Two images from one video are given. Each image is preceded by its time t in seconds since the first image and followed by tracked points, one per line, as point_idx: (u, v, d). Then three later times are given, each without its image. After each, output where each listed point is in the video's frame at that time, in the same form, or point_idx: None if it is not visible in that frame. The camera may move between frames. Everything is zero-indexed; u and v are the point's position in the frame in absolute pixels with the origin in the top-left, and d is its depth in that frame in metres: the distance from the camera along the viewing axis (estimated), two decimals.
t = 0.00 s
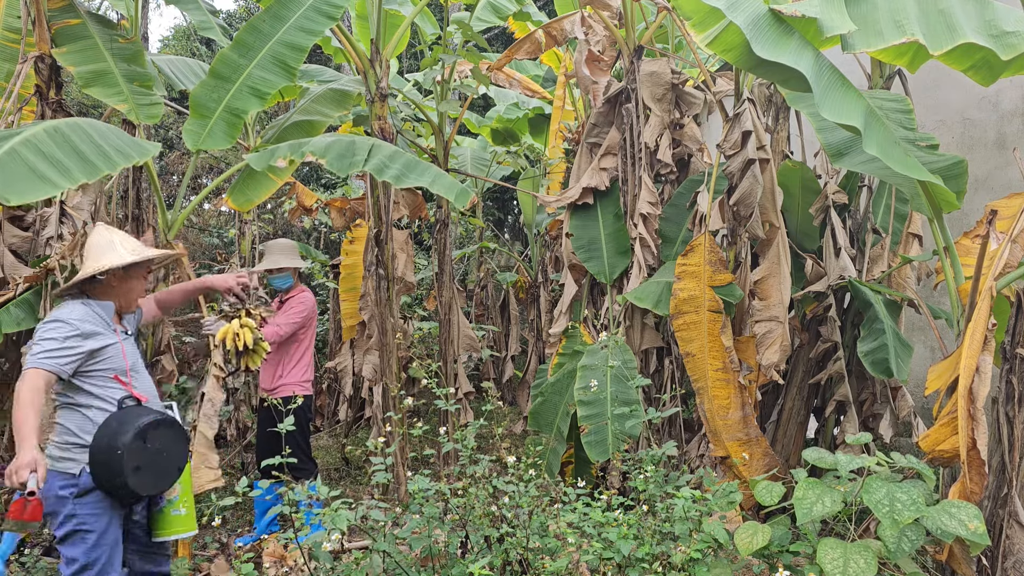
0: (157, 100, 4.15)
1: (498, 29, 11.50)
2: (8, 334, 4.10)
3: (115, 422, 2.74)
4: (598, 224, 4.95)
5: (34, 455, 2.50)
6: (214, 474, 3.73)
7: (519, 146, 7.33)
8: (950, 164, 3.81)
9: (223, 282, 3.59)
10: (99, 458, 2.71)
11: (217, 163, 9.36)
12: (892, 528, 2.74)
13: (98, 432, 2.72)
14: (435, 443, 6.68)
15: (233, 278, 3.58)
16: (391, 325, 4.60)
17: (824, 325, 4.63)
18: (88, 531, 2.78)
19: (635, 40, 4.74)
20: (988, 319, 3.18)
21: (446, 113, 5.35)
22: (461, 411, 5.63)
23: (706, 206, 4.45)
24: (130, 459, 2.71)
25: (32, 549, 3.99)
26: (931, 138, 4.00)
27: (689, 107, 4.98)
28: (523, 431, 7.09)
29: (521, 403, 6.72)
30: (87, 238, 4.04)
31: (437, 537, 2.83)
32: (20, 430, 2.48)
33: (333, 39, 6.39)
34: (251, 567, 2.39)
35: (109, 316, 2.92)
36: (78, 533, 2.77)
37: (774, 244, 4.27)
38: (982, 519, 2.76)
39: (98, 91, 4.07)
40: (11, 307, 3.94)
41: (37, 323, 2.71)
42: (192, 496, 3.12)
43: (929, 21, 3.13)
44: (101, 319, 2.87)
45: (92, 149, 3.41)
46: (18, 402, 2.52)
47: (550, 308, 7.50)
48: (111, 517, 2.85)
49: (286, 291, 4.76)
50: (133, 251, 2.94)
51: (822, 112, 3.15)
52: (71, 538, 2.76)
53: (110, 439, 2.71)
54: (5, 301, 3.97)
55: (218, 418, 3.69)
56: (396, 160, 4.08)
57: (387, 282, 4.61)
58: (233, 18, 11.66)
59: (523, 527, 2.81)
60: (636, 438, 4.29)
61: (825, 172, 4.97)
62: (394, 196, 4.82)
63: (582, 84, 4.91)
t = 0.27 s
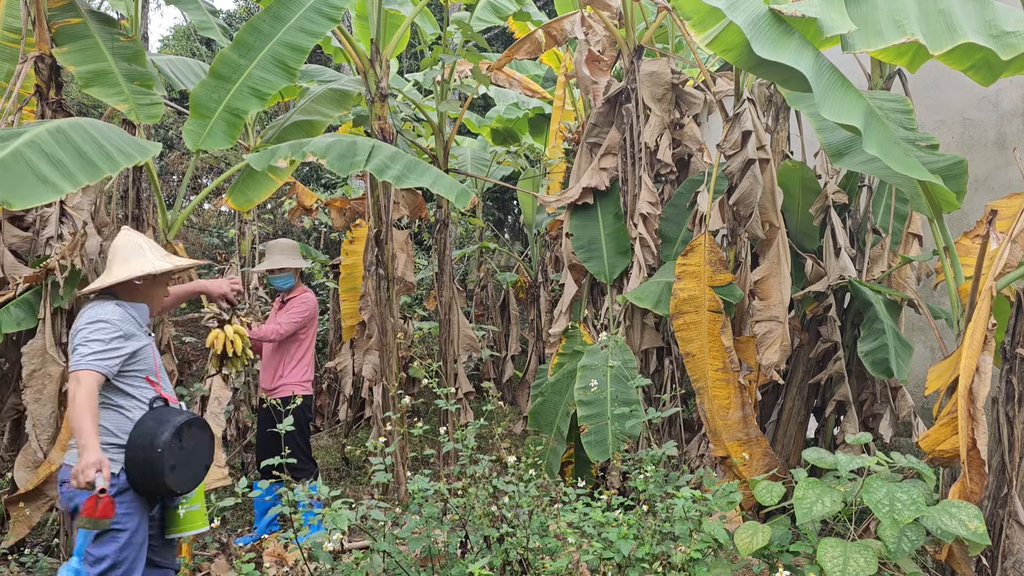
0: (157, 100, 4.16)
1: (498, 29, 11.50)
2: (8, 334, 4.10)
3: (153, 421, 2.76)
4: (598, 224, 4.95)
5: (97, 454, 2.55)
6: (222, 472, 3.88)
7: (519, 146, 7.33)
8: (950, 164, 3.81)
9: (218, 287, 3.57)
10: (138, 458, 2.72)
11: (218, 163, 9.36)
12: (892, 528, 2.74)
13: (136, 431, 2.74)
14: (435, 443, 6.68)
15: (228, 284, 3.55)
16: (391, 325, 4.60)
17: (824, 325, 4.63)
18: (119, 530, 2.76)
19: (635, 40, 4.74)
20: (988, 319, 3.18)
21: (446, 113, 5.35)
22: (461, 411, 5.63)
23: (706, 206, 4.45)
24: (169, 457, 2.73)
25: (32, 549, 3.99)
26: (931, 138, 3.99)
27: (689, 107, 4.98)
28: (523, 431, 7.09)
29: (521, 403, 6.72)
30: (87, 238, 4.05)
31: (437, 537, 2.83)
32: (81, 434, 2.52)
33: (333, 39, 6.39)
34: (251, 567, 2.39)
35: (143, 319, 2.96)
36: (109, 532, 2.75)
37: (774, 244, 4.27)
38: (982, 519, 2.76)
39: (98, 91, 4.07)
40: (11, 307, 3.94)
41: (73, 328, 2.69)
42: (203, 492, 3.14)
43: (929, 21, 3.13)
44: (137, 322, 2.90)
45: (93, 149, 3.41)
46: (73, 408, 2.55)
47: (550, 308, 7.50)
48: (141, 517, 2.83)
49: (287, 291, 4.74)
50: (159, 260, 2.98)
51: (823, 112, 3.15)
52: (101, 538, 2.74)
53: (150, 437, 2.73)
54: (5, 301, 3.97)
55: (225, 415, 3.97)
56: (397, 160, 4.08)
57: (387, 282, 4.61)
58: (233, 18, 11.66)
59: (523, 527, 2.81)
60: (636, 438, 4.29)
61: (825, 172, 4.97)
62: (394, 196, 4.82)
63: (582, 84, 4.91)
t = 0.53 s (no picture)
0: (158, 100, 4.15)
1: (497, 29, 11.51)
2: (8, 334, 4.10)
3: (199, 416, 2.76)
4: (598, 224, 4.95)
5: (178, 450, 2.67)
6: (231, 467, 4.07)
7: (519, 146, 7.33)
8: (950, 164, 3.81)
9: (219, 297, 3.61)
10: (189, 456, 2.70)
11: (217, 163, 9.36)
12: (892, 528, 2.74)
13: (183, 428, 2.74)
14: (435, 443, 6.68)
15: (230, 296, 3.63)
16: (391, 325, 4.60)
17: (824, 325, 4.63)
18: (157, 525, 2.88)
19: (635, 40, 4.74)
20: (988, 319, 3.18)
21: (446, 113, 5.35)
22: (461, 411, 5.63)
23: (706, 206, 4.45)
24: (219, 449, 2.72)
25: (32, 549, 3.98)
26: (931, 138, 3.99)
27: (689, 107, 4.98)
28: (523, 431, 7.09)
29: (521, 403, 6.72)
30: (87, 238, 4.07)
31: (437, 537, 2.83)
32: (161, 430, 2.63)
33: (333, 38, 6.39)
34: (252, 568, 2.40)
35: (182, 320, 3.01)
36: (150, 527, 2.87)
37: (774, 244, 4.27)
38: (982, 519, 2.77)
39: (99, 91, 4.06)
40: (11, 307, 3.94)
41: (126, 329, 2.74)
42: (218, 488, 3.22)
43: (929, 21, 3.13)
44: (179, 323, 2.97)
45: (99, 149, 3.40)
46: (148, 408, 2.65)
47: (550, 308, 7.50)
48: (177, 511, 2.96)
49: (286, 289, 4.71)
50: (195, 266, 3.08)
51: (823, 112, 3.16)
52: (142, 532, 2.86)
53: (199, 433, 2.71)
54: (5, 301, 3.97)
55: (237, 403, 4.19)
56: (402, 162, 4.09)
57: (387, 282, 4.61)
58: (233, 18, 11.66)
59: (523, 527, 2.81)
60: (636, 438, 4.29)
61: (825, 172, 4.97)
62: (394, 196, 4.83)
63: (582, 84, 4.91)
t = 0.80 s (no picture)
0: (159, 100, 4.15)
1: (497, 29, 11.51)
2: (9, 334, 4.09)
3: (242, 408, 3.00)
4: (598, 224, 4.95)
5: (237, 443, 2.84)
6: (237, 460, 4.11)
7: (520, 146, 7.33)
8: (950, 164, 3.81)
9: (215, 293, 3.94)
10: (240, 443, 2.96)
11: (217, 163, 9.36)
12: (892, 528, 2.74)
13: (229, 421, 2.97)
14: (435, 442, 6.68)
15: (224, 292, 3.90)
16: (391, 325, 4.60)
17: (824, 325, 4.63)
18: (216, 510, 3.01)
19: (635, 40, 4.74)
20: (988, 319, 3.18)
21: (446, 113, 5.35)
22: (461, 411, 5.63)
23: (706, 206, 4.45)
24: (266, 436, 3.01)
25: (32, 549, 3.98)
26: (931, 138, 3.99)
27: (690, 107, 4.98)
28: (523, 431, 7.09)
29: (521, 403, 6.73)
30: (87, 238, 4.10)
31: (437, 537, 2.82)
32: (223, 428, 2.79)
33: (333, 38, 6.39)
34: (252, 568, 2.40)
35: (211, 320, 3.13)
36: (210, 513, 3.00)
37: (774, 244, 4.27)
38: (982, 519, 2.77)
39: (100, 92, 4.06)
40: (11, 307, 3.94)
41: (166, 332, 2.85)
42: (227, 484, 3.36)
43: (929, 21, 3.13)
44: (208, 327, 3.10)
45: (105, 154, 3.39)
46: (203, 403, 2.79)
47: (550, 308, 7.50)
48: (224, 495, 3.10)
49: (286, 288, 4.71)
50: (229, 267, 3.18)
51: (823, 112, 3.16)
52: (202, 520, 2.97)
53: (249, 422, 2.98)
54: (5, 301, 3.97)
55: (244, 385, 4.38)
56: (406, 170, 4.03)
57: (387, 282, 4.61)
58: (233, 18, 11.65)
59: (523, 527, 2.81)
60: (636, 438, 4.30)
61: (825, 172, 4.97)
62: (394, 196, 4.83)
63: (582, 84, 4.91)
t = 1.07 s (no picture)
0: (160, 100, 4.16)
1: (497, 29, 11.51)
2: (9, 335, 4.09)
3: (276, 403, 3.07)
4: (598, 224, 4.95)
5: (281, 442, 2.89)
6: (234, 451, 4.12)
7: (520, 146, 7.33)
8: (950, 165, 3.81)
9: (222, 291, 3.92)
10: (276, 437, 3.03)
11: (217, 163, 9.35)
12: (892, 528, 2.74)
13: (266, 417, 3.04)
14: (435, 442, 6.68)
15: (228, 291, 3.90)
16: (391, 325, 4.60)
17: (824, 325, 4.63)
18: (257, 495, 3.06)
19: (635, 40, 4.74)
20: (988, 319, 3.18)
21: (446, 113, 5.35)
22: (461, 411, 5.63)
23: (706, 206, 4.45)
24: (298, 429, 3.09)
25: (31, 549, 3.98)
26: (931, 138, 3.99)
27: (690, 107, 4.98)
28: (523, 431, 7.09)
29: (521, 403, 6.73)
30: (86, 238, 4.08)
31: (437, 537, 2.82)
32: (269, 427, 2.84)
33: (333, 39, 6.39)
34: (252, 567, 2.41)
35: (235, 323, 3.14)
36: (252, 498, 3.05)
37: (774, 244, 4.27)
38: (982, 519, 2.77)
39: (101, 90, 4.05)
40: (11, 307, 3.94)
41: (203, 336, 2.88)
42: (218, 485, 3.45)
43: (929, 21, 3.13)
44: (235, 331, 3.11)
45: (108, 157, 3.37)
46: (247, 404, 2.83)
47: (550, 308, 7.50)
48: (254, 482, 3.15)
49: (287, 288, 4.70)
50: (251, 269, 3.20)
51: (823, 112, 3.16)
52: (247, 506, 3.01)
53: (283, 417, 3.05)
54: (5, 301, 3.97)
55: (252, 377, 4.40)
56: (401, 175, 3.95)
57: (387, 282, 4.61)
58: (233, 18, 11.65)
59: (523, 527, 2.81)
60: (636, 438, 4.30)
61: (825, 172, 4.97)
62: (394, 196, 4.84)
63: (581, 84, 4.91)
